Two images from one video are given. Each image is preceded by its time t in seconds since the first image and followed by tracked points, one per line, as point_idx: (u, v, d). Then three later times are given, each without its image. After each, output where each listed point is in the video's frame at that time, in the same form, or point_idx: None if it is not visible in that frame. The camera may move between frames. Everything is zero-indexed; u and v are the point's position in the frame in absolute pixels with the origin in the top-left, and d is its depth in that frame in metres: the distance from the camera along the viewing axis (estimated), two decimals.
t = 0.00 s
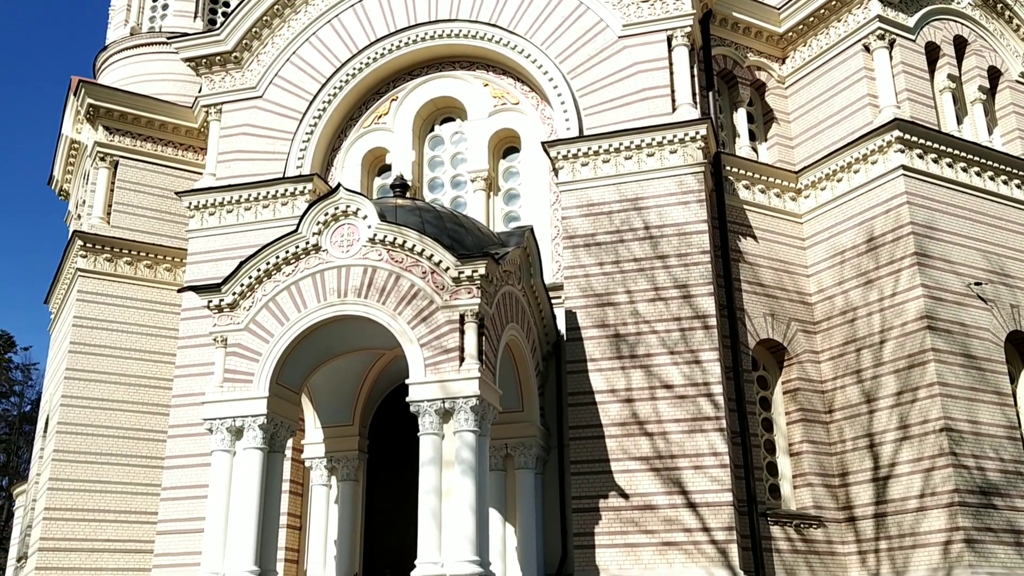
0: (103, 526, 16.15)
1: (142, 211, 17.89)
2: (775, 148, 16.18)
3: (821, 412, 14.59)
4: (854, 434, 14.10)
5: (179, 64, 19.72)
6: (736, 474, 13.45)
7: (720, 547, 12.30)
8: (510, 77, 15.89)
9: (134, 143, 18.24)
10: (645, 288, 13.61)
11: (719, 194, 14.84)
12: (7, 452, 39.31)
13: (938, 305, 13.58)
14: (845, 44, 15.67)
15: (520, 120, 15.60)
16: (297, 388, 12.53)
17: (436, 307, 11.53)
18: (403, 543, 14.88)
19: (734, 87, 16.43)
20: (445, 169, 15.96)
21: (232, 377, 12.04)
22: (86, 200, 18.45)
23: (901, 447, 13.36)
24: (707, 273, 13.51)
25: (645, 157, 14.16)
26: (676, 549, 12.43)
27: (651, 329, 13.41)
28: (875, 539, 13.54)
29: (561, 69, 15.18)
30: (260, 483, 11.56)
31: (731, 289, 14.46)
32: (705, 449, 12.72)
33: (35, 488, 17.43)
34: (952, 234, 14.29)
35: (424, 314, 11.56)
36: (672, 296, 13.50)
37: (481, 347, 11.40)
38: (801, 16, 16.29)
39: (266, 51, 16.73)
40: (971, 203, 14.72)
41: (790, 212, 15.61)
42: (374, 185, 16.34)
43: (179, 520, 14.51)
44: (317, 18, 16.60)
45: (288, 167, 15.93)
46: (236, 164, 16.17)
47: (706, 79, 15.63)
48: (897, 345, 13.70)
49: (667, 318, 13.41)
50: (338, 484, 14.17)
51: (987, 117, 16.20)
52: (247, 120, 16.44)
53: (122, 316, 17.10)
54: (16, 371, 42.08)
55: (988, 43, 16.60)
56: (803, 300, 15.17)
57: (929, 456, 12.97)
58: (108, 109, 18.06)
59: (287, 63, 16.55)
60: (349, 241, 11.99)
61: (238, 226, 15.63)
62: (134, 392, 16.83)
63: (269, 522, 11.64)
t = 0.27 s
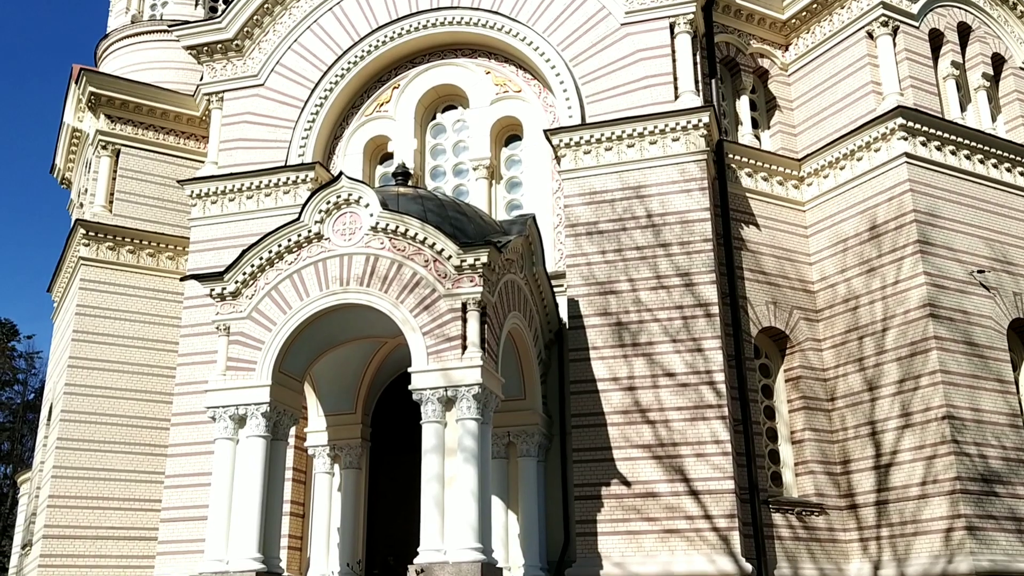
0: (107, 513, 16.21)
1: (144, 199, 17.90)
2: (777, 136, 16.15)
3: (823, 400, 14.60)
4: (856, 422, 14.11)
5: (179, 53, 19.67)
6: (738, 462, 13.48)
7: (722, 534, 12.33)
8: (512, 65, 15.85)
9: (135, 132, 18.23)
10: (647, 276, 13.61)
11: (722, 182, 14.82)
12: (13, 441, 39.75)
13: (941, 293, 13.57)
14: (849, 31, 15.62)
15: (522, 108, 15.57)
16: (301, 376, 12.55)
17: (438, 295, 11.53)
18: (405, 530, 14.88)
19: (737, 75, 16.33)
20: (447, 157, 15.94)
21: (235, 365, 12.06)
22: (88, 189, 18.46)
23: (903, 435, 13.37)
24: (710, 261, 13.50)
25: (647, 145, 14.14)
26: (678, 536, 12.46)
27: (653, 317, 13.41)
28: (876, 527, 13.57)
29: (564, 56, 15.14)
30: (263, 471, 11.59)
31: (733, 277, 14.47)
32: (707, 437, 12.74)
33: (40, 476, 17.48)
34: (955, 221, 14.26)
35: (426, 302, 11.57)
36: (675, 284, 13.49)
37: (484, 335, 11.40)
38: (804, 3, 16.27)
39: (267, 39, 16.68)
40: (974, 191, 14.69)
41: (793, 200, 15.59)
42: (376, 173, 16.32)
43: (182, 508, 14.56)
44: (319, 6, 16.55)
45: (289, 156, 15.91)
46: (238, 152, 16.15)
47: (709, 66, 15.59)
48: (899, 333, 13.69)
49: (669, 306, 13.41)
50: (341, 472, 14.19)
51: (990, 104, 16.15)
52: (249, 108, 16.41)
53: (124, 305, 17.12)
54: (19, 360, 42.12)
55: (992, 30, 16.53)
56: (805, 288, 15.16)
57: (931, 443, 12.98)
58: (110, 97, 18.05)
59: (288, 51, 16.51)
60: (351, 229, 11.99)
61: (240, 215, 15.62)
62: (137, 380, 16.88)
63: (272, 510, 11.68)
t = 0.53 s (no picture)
0: (109, 501, 16.25)
1: (144, 187, 17.87)
2: (778, 124, 16.11)
3: (823, 389, 14.61)
4: (856, 410, 14.13)
5: (178, 40, 19.62)
6: (738, 450, 13.51)
7: (721, 522, 12.36)
8: (512, 52, 15.81)
9: (135, 120, 18.20)
10: (648, 264, 13.60)
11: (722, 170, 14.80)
12: (13, 429, 39.68)
13: (941, 281, 13.56)
14: (850, 18, 15.56)
15: (522, 96, 15.53)
16: (302, 364, 12.56)
17: (439, 283, 11.52)
18: (406, 518, 14.90)
19: (738, 63, 16.28)
20: (447, 146, 15.91)
21: (236, 354, 12.07)
22: (88, 177, 18.43)
23: (902, 423, 13.39)
24: (710, 249, 13.48)
25: (648, 134, 14.11)
26: (679, 524, 12.49)
27: (653, 305, 13.41)
28: (876, 514, 13.60)
29: (564, 44, 15.10)
30: (264, 459, 11.61)
31: (733, 265, 14.46)
32: (707, 425, 12.76)
33: (41, 464, 17.47)
34: (956, 210, 14.24)
35: (427, 291, 11.57)
36: (675, 273, 13.49)
37: (484, 324, 11.40)
38: None
39: (266, 27, 16.62)
40: (975, 179, 14.66)
41: (794, 188, 15.56)
42: (376, 161, 16.29)
43: (183, 496, 14.59)
44: None
45: (289, 144, 15.88)
46: (238, 140, 16.11)
47: (710, 54, 15.55)
48: (900, 322, 13.69)
49: (670, 295, 13.40)
50: (342, 460, 14.22)
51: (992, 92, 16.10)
52: (248, 96, 16.37)
53: (125, 293, 17.12)
54: (19, 348, 42.12)
55: (994, 18, 16.48)
56: (805, 276, 15.15)
57: (930, 432, 13.00)
58: (109, 85, 18.00)
59: (288, 39, 16.46)
60: (351, 218, 11.97)
61: (240, 203, 15.60)
62: (138, 368, 16.89)
63: (273, 498, 11.71)
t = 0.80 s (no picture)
0: (110, 490, 16.29)
1: (143, 177, 17.85)
2: (779, 113, 16.08)
3: (823, 378, 14.63)
4: (856, 399, 14.15)
5: (176, 29, 19.58)
6: (738, 439, 13.54)
7: (721, 511, 12.40)
8: (512, 42, 15.77)
9: (134, 109, 18.17)
10: (647, 254, 13.60)
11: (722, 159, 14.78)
12: (14, 419, 39.66)
13: (941, 271, 13.56)
14: (851, 7, 15.52)
15: (522, 85, 15.50)
16: (302, 354, 12.57)
17: (439, 273, 11.52)
18: (406, 507, 14.94)
19: (739, 52, 16.24)
20: (447, 135, 15.89)
21: (236, 344, 12.08)
22: (87, 167, 18.40)
23: (902, 413, 13.41)
24: (710, 239, 13.48)
25: (648, 123, 14.09)
26: (678, 513, 12.53)
27: (653, 295, 13.41)
28: (875, 503, 13.64)
29: (564, 33, 15.06)
30: (264, 448, 11.63)
31: (733, 255, 14.47)
32: (707, 414, 12.78)
33: (42, 453, 17.58)
34: (956, 199, 14.23)
35: (427, 280, 11.57)
36: (675, 262, 13.49)
37: (484, 313, 11.40)
38: None
39: (265, 15, 16.56)
40: (975, 168, 14.64)
41: (794, 177, 15.55)
42: (376, 151, 16.27)
43: (184, 485, 14.62)
44: None
45: (289, 133, 15.85)
46: (238, 130, 16.08)
47: (710, 43, 15.51)
48: (900, 311, 13.70)
49: (670, 284, 13.40)
50: (342, 450, 14.24)
51: (993, 81, 16.07)
52: (248, 85, 16.33)
53: (124, 283, 17.11)
54: (19, 338, 42.13)
55: (995, 6, 16.44)
56: (805, 266, 15.15)
57: (930, 421, 13.02)
58: (108, 74, 17.96)
59: (287, 28, 16.41)
60: (351, 207, 11.97)
61: (239, 192, 15.59)
62: (139, 358, 16.91)
63: (274, 487, 11.74)
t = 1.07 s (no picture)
0: (111, 480, 16.32)
1: (143, 166, 17.82)
2: (779, 103, 16.05)
3: (823, 368, 14.64)
4: (855, 389, 14.17)
5: (176, 18, 19.53)
6: (738, 429, 13.57)
7: (721, 500, 12.43)
8: (512, 31, 15.73)
9: (133, 98, 18.13)
10: (648, 244, 13.59)
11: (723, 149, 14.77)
12: (14, 408, 39.70)
13: (942, 260, 13.55)
14: None
15: (522, 74, 15.47)
16: (302, 344, 12.58)
17: (439, 263, 11.51)
18: (407, 496, 14.97)
19: (740, 41, 16.19)
20: (447, 125, 15.86)
21: (236, 333, 12.08)
22: (87, 156, 18.38)
23: (902, 402, 13.43)
24: (711, 228, 13.47)
25: (649, 112, 14.06)
26: (678, 502, 12.56)
27: (654, 285, 13.41)
28: (874, 492, 13.67)
29: (565, 22, 15.02)
30: (265, 438, 11.65)
31: (734, 244, 14.46)
32: (707, 404, 12.79)
33: (43, 442, 17.66)
34: (957, 188, 14.21)
35: (427, 270, 11.56)
36: (675, 252, 13.48)
37: (484, 303, 11.40)
38: None
39: (265, 4, 16.51)
40: (976, 158, 14.61)
41: (795, 166, 15.53)
42: (376, 140, 16.24)
43: (185, 475, 14.65)
44: None
45: (289, 123, 15.83)
46: (237, 119, 16.05)
47: (711, 32, 15.47)
48: (900, 301, 13.70)
49: (670, 274, 13.40)
50: (343, 439, 14.26)
51: (995, 70, 16.03)
52: (248, 74, 16.29)
53: (125, 273, 17.11)
54: (20, 328, 42.15)
55: None
56: (806, 256, 15.15)
57: (929, 410, 13.03)
58: (107, 63, 17.92)
59: (287, 16, 16.36)
60: (351, 197, 11.95)
61: (239, 182, 15.57)
62: (139, 347, 16.93)
63: (274, 476, 11.77)
